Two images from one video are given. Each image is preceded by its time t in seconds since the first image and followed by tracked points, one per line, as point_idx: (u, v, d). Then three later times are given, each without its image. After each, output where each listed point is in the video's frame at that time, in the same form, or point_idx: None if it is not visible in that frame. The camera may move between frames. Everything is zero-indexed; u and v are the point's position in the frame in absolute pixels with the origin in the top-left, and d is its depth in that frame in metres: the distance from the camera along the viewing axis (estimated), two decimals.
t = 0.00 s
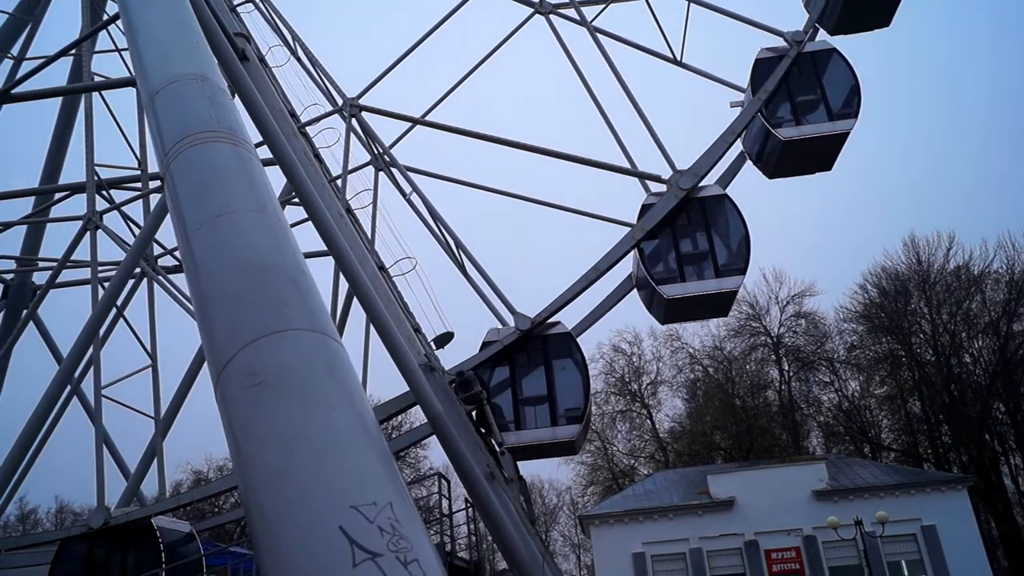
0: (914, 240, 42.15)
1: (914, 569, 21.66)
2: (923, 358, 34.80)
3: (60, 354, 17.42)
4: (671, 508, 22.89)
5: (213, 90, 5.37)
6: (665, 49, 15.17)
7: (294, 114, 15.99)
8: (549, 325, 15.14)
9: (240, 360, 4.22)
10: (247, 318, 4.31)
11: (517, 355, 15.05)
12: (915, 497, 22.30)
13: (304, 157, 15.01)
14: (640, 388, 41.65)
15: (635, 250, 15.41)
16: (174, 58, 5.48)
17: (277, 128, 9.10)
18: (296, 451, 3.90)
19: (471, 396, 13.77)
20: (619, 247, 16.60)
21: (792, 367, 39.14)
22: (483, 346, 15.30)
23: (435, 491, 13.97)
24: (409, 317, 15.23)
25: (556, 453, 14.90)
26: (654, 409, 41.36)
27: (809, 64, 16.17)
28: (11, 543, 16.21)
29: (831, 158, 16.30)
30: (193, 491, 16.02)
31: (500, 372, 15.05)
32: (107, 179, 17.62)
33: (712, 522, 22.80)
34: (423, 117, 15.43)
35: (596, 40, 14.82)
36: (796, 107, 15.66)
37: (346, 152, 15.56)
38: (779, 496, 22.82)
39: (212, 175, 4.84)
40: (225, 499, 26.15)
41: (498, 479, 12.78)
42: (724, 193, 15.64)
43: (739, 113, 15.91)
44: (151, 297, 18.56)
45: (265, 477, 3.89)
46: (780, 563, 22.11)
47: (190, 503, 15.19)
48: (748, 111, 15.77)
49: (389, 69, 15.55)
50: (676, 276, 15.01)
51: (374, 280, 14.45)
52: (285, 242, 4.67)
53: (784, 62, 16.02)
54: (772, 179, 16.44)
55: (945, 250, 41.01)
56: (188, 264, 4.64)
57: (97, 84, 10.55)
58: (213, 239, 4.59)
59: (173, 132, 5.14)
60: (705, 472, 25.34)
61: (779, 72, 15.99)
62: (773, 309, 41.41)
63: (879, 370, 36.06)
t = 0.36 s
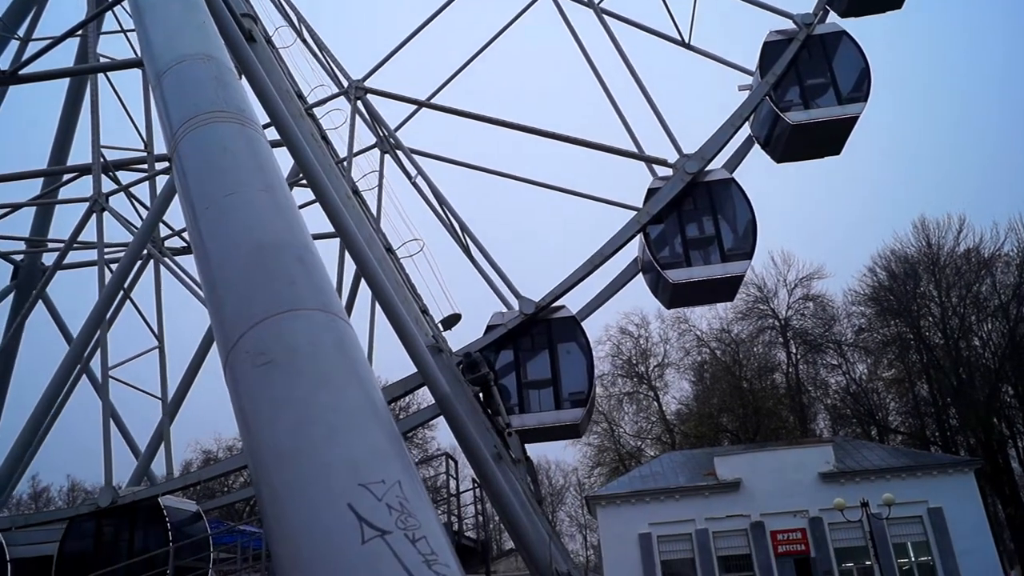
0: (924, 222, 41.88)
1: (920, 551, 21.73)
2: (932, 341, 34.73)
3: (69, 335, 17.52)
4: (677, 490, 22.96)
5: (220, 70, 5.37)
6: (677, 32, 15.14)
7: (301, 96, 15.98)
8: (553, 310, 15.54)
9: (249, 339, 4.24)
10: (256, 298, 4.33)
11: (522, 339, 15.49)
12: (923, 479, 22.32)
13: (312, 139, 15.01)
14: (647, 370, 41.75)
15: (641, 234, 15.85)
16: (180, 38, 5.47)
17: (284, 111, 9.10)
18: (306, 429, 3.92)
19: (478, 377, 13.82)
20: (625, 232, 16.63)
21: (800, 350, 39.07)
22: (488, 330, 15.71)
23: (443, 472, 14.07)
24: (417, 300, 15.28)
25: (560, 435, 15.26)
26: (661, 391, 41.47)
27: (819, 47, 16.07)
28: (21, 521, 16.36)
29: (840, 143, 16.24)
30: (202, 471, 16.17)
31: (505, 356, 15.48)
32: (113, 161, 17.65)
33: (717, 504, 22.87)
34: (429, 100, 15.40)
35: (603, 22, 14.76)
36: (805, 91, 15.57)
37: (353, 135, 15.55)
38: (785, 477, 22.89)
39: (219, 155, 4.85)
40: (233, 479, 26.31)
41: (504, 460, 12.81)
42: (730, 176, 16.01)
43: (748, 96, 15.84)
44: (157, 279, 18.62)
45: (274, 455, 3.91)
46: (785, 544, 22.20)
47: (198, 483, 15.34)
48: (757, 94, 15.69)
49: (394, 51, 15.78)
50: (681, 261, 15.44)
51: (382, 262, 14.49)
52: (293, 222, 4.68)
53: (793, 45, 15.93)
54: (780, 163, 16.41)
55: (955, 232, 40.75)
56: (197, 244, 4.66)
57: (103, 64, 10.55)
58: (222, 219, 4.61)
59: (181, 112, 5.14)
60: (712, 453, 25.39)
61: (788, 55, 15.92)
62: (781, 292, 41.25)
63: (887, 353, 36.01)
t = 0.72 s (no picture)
0: (936, 202, 41.57)
1: (927, 531, 21.80)
2: (942, 321, 34.68)
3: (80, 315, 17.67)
4: (684, 470, 23.01)
5: (227, 46, 5.37)
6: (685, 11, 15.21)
7: (308, 74, 15.95)
8: (558, 292, 15.82)
9: (258, 319, 4.25)
10: (265, 276, 4.35)
11: (527, 321, 15.76)
12: (931, 460, 22.34)
13: (319, 117, 14.99)
14: (655, 350, 41.81)
15: (647, 215, 15.96)
16: (186, 16, 5.47)
17: (293, 90, 9.09)
18: (315, 406, 3.95)
19: (486, 356, 13.80)
20: (631, 213, 16.61)
21: (809, 330, 38.97)
22: (493, 312, 16.02)
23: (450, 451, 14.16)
24: (425, 279, 15.30)
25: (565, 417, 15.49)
26: (669, 371, 41.52)
27: (829, 27, 15.94)
28: (33, 497, 16.84)
29: (850, 124, 16.14)
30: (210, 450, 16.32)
31: (511, 337, 15.77)
32: (120, 141, 17.69)
33: (724, 484, 22.96)
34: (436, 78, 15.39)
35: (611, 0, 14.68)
36: (815, 71, 15.46)
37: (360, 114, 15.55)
38: (792, 456, 22.93)
39: (226, 132, 4.85)
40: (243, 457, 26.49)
41: (512, 439, 12.84)
42: (738, 157, 16.05)
43: (757, 76, 15.74)
44: (164, 260, 18.72)
45: (284, 433, 3.93)
46: (792, 524, 22.30)
47: (206, 462, 15.50)
48: (766, 74, 15.59)
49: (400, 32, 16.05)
50: (688, 243, 15.48)
51: (391, 242, 14.50)
52: (301, 200, 4.69)
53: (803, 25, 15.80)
54: (790, 144, 16.33)
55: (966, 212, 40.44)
56: (205, 222, 4.67)
57: (110, 43, 10.53)
58: (229, 197, 4.61)
59: (188, 90, 5.15)
60: (720, 433, 25.45)
61: (799, 34, 15.78)
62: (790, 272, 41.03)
63: (896, 334, 35.97)
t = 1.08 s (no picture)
0: (947, 181, 41.13)
1: (934, 510, 21.88)
2: (951, 302, 34.58)
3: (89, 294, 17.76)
4: (691, 449, 23.04)
5: (233, 24, 5.37)
6: None
7: (315, 52, 15.90)
8: (563, 273, 15.81)
9: (266, 297, 4.27)
10: (274, 253, 4.36)
11: (532, 302, 15.78)
12: (939, 440, 22.33)
13: (326, 96, 14.96)
14: (663, 329, 41.88)
15: (653, 196, 15.96)
16: None
17: (300, 68, 9.06)
18: (323, 383, 3.96)
19: (493, 336, 13.98)
20: (636, 195, 16.56)
21: (817, 310, 38.52)
22: (498, 293, 16.04)
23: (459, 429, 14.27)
24: (432, 258, 15.31)
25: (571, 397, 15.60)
26: (676, 350, 41.59)
27: (839, 5, 15.81)
28: (44, 473, 17.21)
29: (858, 104, 16.00)
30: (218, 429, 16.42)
31: (516, 318, 15.80)
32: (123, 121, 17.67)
33: (731, 462, 23.01)
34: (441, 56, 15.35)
35: None
36: (824, 51, 15.31)
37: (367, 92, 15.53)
38: (799, 436, 22.95)
39: (233, 110, 4.86)
40: (251, 433, 26.66)
41: (520, 417, 12.89)
42: (745, 138, 16.02)
43: (765, 55, 15.66)
44: (170, 239, 18.77)
45: (294, 409, 3.95)
46: (798, 502, 22.37)
47: (214, 440, 15.63)
48: (775, 53, 15.51)
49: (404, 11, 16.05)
50: (693, 224, 15.47)
51: (398, 220, 14.52)
52: (308, 178, 4.69)
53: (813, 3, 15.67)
54: (797, 124, 16.22)
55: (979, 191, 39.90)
56: (213, 201, 4.69)
57: (114, 21, 10.49)
58: (235, 175, 4.62)
59: (195, 68, 5.17)
60: (727, 413, 25.48)
61: (808, 12, 15.64)
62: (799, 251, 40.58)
63: (905, 314, 35.91)
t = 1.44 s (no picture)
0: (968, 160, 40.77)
1: (950, 491, 21.84)
2: (971, 283, 34.33)
3: (108, 276, 17.91)
4: (706, 429, 23.04)
5: (248, 4, 5.38)
6: None
7: (329, 33, 15.87)
8: (575, 256, 15.82)
9: (284, 277, 4.29)
10: (291, 232, 4.37)
11: (544, 285, 15.83)
12: (957, 421, 22.24)
13: (341, 76, 14.95)
14: (678, 310, 41.85)
15: (666, 178, 15.93)
16: None
17: (316, 49, 9.05)
18: (342, 361, 3.98)
19: (508, 316, 14.04)
20: (649, 176, 16.50)
21: (834, 291, 38.51)
22: (510, 276, 16.11)
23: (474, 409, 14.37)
24: (447, 239, 15.33)
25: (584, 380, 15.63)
26: (692, 331, 41.54)
27: None
28: (63, 451, 17.42)
29: (876, 84, 15.89)
30: (233, 409, 16.55)
31: (529, 300, 15.85)
32: (138, 102, 17.72)
33: (746, 443, 22.98)
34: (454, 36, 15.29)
35: None
36: (842, 30, 15.15)
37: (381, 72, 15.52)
38: (815, 417, 22.91)
39: (250, 90, 4.87)
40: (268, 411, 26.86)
41: (535, 397, 12.93)
42: (760, 120, 15.92)
43: (781, 35, 15.45)
44: (185, 221, 18.85)
45: (313, 388, 3.97)
46: (813, 483, 22.35)
47: (230, 420, 15.76)
48: (791, 33, 15.36)
49: None
50: (707, 207, 15.42)
51: (413, 201, 14.54)
52: (324, 157, 4.69)
53: None
54: (814, 105, 16.11)
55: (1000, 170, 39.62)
56: (231, 181, 4.71)
57: (128, 2, 10.50)
58: (251, 154, 4.64)
59: (211, 48, 5.19)
60: (742, 393, 25.46)
61: None
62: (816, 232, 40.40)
63: (924, 294, 35.68)
